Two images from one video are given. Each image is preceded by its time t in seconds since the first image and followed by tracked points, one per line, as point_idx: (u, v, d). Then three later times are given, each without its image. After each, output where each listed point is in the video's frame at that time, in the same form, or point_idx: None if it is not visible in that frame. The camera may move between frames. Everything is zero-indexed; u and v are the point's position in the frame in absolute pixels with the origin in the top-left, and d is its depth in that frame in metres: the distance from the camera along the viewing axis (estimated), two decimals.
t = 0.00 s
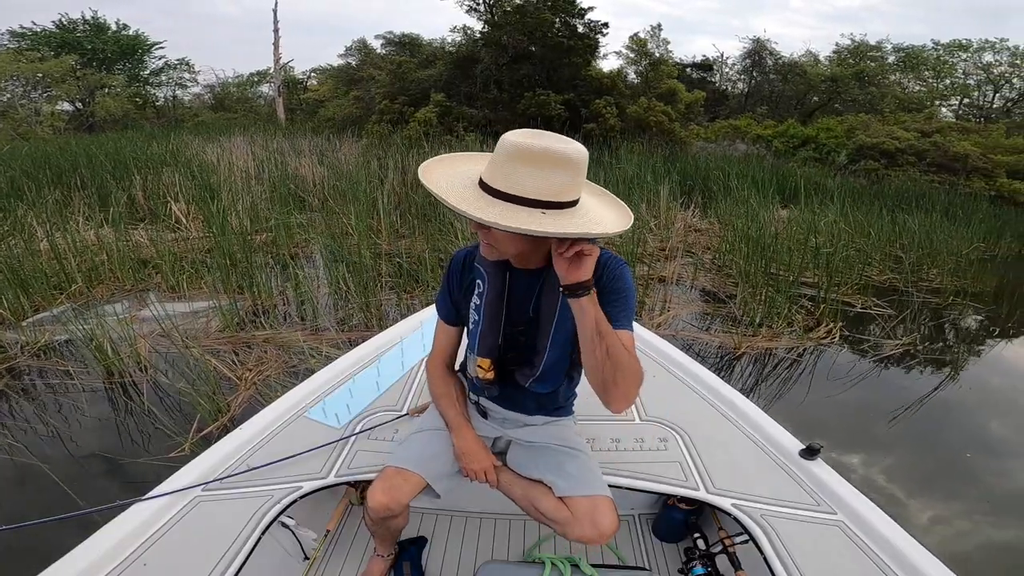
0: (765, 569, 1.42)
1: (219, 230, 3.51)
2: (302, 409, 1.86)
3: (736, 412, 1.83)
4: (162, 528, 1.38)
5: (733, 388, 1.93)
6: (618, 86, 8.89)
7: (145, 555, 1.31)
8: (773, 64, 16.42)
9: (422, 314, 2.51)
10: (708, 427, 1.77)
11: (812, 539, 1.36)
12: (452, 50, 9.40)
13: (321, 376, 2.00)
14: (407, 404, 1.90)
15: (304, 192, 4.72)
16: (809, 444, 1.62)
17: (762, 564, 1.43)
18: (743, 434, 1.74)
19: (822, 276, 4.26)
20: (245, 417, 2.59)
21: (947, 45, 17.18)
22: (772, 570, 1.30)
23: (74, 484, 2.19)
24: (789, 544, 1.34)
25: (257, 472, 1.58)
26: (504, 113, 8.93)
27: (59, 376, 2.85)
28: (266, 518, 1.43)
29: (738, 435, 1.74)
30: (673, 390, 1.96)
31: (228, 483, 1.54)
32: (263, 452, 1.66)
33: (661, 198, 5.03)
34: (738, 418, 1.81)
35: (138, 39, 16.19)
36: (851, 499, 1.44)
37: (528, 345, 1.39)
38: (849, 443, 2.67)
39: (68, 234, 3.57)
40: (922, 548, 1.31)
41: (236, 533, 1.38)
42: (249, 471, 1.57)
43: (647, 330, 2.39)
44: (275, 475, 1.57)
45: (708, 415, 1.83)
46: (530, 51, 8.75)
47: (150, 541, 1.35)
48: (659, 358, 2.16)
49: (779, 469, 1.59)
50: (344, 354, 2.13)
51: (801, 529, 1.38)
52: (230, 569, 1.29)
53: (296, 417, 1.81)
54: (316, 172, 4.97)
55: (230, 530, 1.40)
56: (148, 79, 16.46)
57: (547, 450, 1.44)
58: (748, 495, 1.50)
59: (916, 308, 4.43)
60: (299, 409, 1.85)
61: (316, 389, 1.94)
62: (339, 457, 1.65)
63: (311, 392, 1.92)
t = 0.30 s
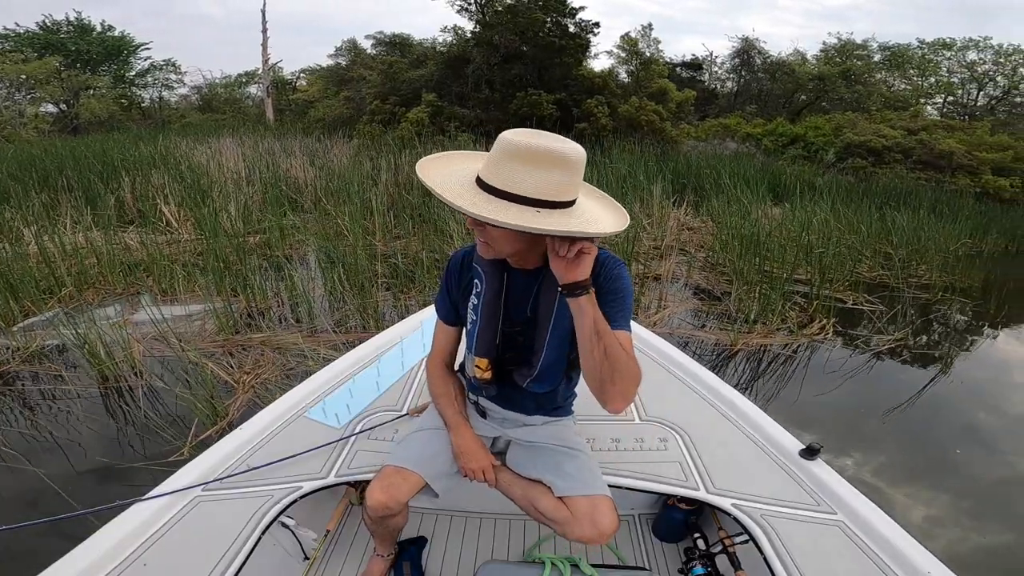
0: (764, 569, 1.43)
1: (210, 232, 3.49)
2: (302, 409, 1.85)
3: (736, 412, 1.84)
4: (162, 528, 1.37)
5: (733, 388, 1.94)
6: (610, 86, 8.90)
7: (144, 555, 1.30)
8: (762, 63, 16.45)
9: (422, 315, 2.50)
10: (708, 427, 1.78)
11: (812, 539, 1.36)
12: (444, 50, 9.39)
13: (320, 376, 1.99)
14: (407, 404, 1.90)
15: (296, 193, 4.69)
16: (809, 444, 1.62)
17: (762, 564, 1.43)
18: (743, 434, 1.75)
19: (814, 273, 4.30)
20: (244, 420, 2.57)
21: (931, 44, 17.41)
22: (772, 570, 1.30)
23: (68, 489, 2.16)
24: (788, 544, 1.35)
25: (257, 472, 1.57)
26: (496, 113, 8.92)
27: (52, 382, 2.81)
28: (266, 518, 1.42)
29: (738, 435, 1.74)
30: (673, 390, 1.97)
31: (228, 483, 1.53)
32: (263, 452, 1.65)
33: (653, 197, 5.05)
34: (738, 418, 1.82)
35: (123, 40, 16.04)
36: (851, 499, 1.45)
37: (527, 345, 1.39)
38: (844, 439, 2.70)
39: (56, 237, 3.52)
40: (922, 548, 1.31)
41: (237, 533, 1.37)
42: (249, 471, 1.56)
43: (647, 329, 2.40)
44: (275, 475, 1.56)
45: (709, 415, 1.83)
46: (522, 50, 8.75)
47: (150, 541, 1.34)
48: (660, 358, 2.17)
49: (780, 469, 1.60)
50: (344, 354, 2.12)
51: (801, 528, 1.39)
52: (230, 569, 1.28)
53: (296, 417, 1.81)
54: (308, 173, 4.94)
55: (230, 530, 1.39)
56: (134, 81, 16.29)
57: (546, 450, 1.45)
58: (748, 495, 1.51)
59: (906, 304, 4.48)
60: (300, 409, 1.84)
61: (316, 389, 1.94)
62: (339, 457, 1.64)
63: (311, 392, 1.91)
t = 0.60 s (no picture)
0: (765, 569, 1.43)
1: (203, 234, 3.45)
2: (302, 409, 1.84)
3: (736, 412, 1.85)
4: (162, 528, 1.36)
5: (733, 388, 1.95)
6: (601, 85, 8.92)
7: (145, 555, 1.29)
8: (751, 62, 16.52)
9: (422, 315, 2.50)
10: (708, 427, 1.78)
11: (812, 540, 1.37)
12: (435, 51, 9.37)
13: (320, 376, 1.98)
14: (407, 404, 1.89)
15: (288, 195, 4.67)
16: (809, 444, 1.63)
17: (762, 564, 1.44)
18: (743, 434, 1.76)
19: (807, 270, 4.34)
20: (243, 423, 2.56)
21: (917, 42, 17.66)
22: (772, 570, 1.31)
23: (63, 495, 2.13)
24: (788, 544, 1.36)
25: (257, 472, 1.56)
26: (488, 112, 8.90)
27: (45, 388, 2.77)
28: (266, 518, 1.41)
29: (738, 435, 1.75)
30: (673, 390, 1.98)
31: (228, 483, 1.52)
32: (263, 452, 1.64)
33: (647, 195, 5.06)
34: (738, 418, 1.82)
35: (109, 41, 15.89)
36: (851, 499, 1.45)
37: (527, 346, 1.39)
38: (840, 434, 2.72)
39: (45, 241, 3.48)
40: (922, 548, 1.32)
41: (237, 533, 1.36)
42: (249, 471, 1.55)
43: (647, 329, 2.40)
44: (275, 475, 1.55)
45: (709, 415, 1.84)
46: (514, 50, 8.75)
47: (150, 541, 1.33)
48: (660, 358, 2.17)
49: (780, 469, 1.60)
50: (344, 354, 2.11)
51: (801, 528, 1.40)
52: (230, 569, 1.27)
53: (295, 417, 1.80)
54: (300, 174, 4.90)
55: (230, 530, 1.38)
56: (119, 82, 16.11)
57: (547, 450, 1.45)
58: (748, 495, 1.51)
59: (896, 299, 4.54)
60: (299, 409, 1.83)
61: (316, 389, 1.93)
62: (339, 457, 1.63)
63: (311, 392, 1.90)
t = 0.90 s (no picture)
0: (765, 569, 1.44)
1: (195, 235, 3.42)
2: (302, 409, 1.84)
3: (736, 412, 1.85)
4: (161, 528, 1.35)
5: (732, 388, 1.96)
6: (593, 85, 8.94)
7: (145, 555, 1.28)
8: (740, 62, 16.62)
9: (421, 315, 2.49)
10: (708, 426, 1.79)
11: (812, 540, 1.37)
12: (427, 50, 9.35)
13: (319, 377, 1.97)
14: (407, 404, 1.88)
15: (281, 196, 4.64)
16: (809, 444, 1.63)
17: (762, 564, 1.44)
18: (743, 434, 1.76)
19: (800, 268, 4.37)
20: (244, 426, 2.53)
21: (902, 41, 17.84)
22: (772, 570, 1.31)
23: (58, 500, 2.10)
24: (788, 544, 1.36)
25: (257, 472, 1.55)
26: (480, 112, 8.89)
27: (38, 393, 2.72)
28: (267, 518, 1.40)
29: (738, 435, 1.76)
30: (673, 390, 1.98)
31: (228, 483, 1.51)
32: (262, 452, 1.63)
33: (640, 194, 5.08)
34: (738, 418, 1.83)
35: (94, 41, 15.72)
36: (851, 499, 1.46)
37: (529, 346, 1.39)
38: (835, 430, 2.75)
39: (34, 242, 3.43)
40: (922, 549, 1.32)
41: (237, 533, 1.35)
42: (249, 471, 1.54)
43: (647, 330, 2.41)
44: (275, 475, 1.54)
45: (709, 415, 1.85)
46: (506, 50, 8.74)
47: (150, 541, 1.32)
48: (660, 359, 2.18)
49: (781, 470, 1.61)
50: (344, 355, 2.11)
51: (801, 529, 1.40)
52: (231, 569, 1.27)
53: (295, 418, 1.79)
54: (293, 175, 4.87)
55: (230, 530, 1.37)
56: (104, 83, 15.92)
57: (547, 451, 1.45)
58: (748, 495, 1.52)
59: (887, 296, 4.59)
60: (299, 409, 1.83)
61: (315, 389, 1.92)
62: (339, 457, 1.63)
63: (311, 392, 1.90)
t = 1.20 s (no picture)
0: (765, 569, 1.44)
1: (187, 236, 3.39)
2: (302, 409, 1.83)
3: (736, 412, 1.86)
4: (161, 528, 1.34)
5: (732, 388, 1.96)
6: (585, 85, 8.96)
7: (144, 555, 1.27)
8: (730, 62, 16.72)
9: (421, 315, 2.49)
10: (708, 426, 1.80)
11: (812, 540, 1.37)
12: (419, 50, 9.32)
13: (319, 377, 1.97)
14: (407, 404, 1.88)
15: (273, 196, 4.61)
16: (808, 444, 1.64)
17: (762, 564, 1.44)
18: (743, 434, 1.77)
19: (793, 265, 4.41)
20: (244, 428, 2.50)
21: (889, 41, 18.02)
22: (772, 570, 1.31)
23: (54, 503, 2.07)
24: (788, 544, 1.36)
25: (257, 472, 1.54)
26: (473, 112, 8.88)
27: (30, 396, 2.68)
28: (267, 518, 1.39)
29: (738, 435, 1.76)
30: (674, 391, 1.99)
31: (228, 483, 1.50)
32: (262, 452, 1.62)
33: (633, 193, 5.10)
34: (738, 418, 1.84)
35: (79, 41, 15.53)
36: (851, 499, 1.46)
37: (530, 345, 1.39)
38: (830, 426, 2.78)
39: (23, 244, 3.39)
40: (922, 548, 1.32)
41: (237, 534, 1.34)
42: (249, 471, 1.53)
43: (647, 330, 2.42)
44: (275, 475, 1.53)
45: (709, 415, 1.85)
46: (499, 49, 8.73)
47: (150, 541, 1.31)
48: (661, 359, 2.19)
49: (781, 469, 1.61)
50: (344, 355, 2.11)
51: (801, 529, 1.40)
52: (231, 569, 1.26)
53: (295, 418, 1.78)
54: (285, 175, 4.84)
55: (230, 531, 1.36)
56: (90, 83, 15.74)
57: (547, 450, 1.45)
58: (748, 495, 1.52)
59: (877, 293, 4.64)
60: (299, 409, 1.82)
61: (315, 389, 1.91)
62: (339, 457, 1.62)
63: (311, 393, 1.89)
